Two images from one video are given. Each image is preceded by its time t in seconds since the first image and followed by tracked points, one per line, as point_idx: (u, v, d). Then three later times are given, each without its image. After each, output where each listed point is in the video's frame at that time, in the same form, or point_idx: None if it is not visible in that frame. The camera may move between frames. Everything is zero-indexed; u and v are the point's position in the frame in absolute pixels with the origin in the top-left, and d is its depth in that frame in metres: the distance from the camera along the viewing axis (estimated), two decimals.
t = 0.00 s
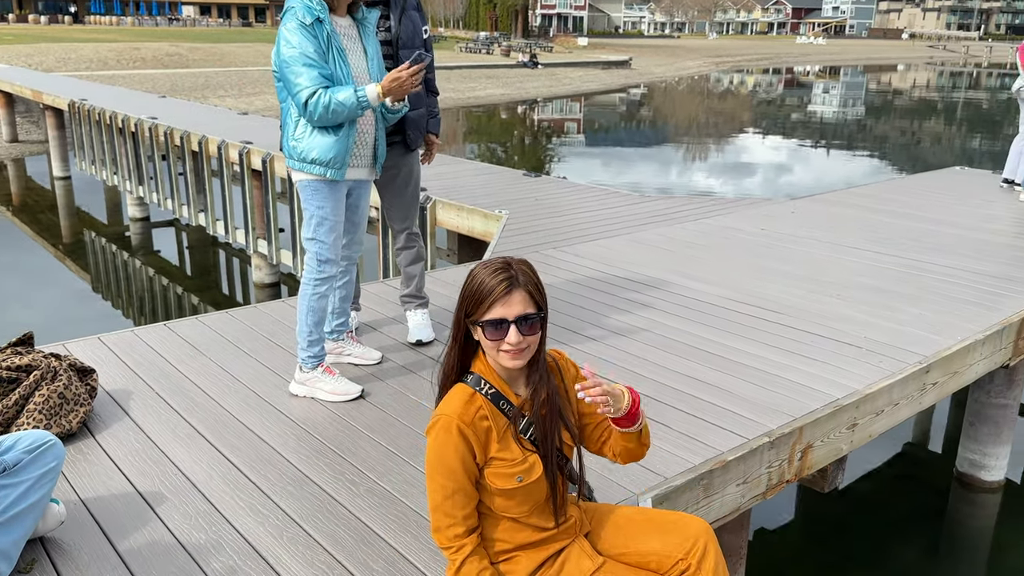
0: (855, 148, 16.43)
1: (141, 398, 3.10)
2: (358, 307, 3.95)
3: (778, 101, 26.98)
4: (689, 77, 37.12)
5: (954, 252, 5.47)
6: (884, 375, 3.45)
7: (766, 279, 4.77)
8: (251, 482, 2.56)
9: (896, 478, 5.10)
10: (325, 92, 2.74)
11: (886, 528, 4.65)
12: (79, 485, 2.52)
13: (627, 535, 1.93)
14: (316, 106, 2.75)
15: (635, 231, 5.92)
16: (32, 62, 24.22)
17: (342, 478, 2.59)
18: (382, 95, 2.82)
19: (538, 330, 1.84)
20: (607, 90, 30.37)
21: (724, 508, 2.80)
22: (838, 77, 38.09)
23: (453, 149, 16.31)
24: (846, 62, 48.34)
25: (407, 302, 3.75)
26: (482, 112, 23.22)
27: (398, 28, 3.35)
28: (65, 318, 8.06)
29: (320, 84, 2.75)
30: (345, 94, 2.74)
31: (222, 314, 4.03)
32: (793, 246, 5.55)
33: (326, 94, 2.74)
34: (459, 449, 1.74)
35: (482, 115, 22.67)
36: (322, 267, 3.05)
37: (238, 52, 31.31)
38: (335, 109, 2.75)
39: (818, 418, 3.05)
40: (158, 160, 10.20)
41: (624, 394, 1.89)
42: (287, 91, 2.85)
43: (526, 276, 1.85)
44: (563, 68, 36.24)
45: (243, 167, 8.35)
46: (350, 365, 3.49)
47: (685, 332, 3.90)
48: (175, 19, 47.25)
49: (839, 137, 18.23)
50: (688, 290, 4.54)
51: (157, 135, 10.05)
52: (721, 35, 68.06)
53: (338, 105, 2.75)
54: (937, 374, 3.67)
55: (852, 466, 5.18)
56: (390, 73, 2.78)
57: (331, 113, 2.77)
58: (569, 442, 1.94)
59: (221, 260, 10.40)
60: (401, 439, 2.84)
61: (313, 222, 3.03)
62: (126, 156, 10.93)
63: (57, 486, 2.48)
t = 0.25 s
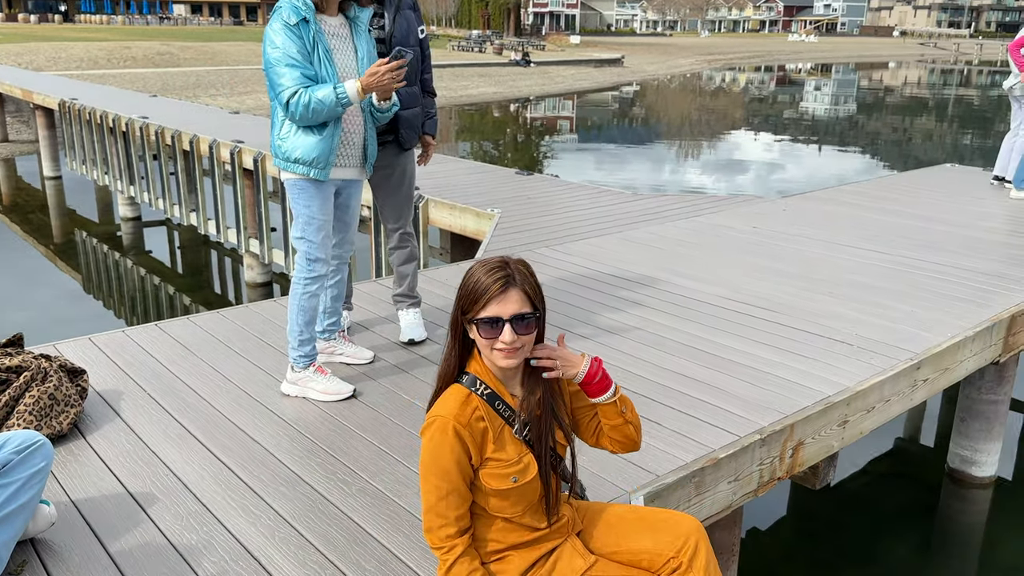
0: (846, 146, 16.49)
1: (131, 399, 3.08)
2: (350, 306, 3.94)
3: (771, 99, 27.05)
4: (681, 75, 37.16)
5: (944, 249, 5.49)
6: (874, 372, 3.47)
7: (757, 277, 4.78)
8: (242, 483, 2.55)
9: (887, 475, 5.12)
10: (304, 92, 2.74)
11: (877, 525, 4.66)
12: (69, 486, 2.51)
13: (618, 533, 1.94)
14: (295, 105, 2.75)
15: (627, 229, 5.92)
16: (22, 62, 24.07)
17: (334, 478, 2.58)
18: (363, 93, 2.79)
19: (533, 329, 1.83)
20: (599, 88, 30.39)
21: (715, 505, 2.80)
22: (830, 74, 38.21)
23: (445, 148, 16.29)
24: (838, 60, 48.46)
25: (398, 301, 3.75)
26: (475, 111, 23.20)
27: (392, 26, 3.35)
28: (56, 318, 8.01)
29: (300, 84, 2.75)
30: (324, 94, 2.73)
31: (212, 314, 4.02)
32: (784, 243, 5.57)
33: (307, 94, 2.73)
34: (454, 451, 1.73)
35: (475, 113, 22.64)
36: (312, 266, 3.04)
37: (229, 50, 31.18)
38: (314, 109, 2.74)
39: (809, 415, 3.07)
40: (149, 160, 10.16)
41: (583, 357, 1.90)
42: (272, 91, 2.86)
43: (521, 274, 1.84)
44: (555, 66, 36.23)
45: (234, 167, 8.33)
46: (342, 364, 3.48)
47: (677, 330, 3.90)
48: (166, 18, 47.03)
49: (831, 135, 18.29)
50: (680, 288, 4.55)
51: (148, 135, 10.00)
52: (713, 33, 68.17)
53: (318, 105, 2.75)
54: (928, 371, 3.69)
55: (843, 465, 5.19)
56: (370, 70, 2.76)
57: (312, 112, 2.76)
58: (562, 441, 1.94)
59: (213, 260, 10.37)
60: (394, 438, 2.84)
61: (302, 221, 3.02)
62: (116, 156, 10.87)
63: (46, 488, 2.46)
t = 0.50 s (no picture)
0: (845, 146, 16.50)
1: (132, 400, 3.09)
2: (350, 308, 3.94)
3: (771, 99, 27.05)
4: (682, 76, 37.16)
5: (944, 249, 5.49)
6: (874, 372, 3.47)
7: (757, 277, 4.78)
8: (243, 484, 2.55)
9: (888, 474, 5.12)
10: (294, 93, 2.76)
11: (877, 526, 4.66)
12: (70, 487, 2.51)
13: (618, 534, 1.94)
14: (284, 106, 2.78)
15: (627, 230, 5.93)
16: (22, 64, 24.08)
17: (335, 479, 2.59)
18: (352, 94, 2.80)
19: (495, 330, 1.78)
20: (600, 89, 30.39)
21: (715, 505, 2.80)
22: (830, 75, 38.21)
23: (446, 149, 16.29)
24: (838, 60, 48.45)
25: (398, 303, 3.75)
26: (475, 112, 23.21)
27: (398, 27, 3.36)
28: (56, 320, 8.02)
29: (291, 84, 2.77)
30: (312, 94, 2.75)
31: (213, 315, 4.03)
32: (784, 244, 5.57)
33: (295, 95, 2.75)
34: (455, 447, 1.73)
35: (475, 114, 22.65)
36: (311, 266, 3.06)
37: (230, 52, 31.18)
38: (302, 110, 2.77)
39: (809, 416, 3.07)
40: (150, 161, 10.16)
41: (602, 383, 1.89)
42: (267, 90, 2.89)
43: (485, 276, 1.81)
44: (556, 67, 36.24)
45: (235, 168, 8.34)
46: (342, 365, 3.48)
47: (677, 330, 3.91)
48: (167, 20, 47.05)
49: (831, 135, 18.29)
50: (680, 288, 4.56)
51: (148, 136, 10.01)
52: (712, 34, 68.18)
53: (306, 106, 2.76)
54: (928, 371, 3.69)
55: (843, 465, 5.19)
56: (358, 71, 2.76)
57: (300, 113, 2.79)
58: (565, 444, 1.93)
59: (213, 261, 10.37)
60: (394, 440, 2.84)
61: (299, 222, 3.05)
62: (117, 157, 10.88)
63: (47, 489, 2.47)
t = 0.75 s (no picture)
0: (855, 149, 16.44)
1: (143, 402, 3.11)
2: (359, 311, 3.96)
3: (780, 103, 26.97)
4: (690, 79, 37.12)
5: (953, 252, 5.47)
6: (883, 377, 3.45)
7: (765, 281, 4.78)
8: (252, 486, 2.56)
9: (897, 478, 5.10)
10: (290, 91, 2.79)
11: (887, 530, 4.64)
12: (81, 488, 2.53)
13: (628, 537, 1.94)
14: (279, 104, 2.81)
15: (635, 233, 5.93)
16: (35, 68, 24.25)
17: (343, 481, 2.59)
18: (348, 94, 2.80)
19: (494, 332, 1.79)
20: (608, 92, 30.39)
21: (724, 509, 2.80)
22: (840, 77, 38.08)
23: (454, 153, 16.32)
24: (848, 63, 48.27)
25: (408, 305, 3.77)
26: (484, 115, 23.24)
27: (413, 32, 3.41)
28: (67, 322, 8.06)
29: (288, 83, 2.81)
30: (308, 92, 2.77)
31: (223, 318, 4.05)
32: (793, 247, 5.56)
33: (289, 93, 2.78)
34: (459, 446, 1.74)
35: (484, 118, 22.68)
36: (313, 269, 3.07)
37: (240, 56, 31.32)
38: (296, 108, 2.79)
39: (818, 420, 3.06)
40: (161, 165, 10.22)
41: (627, 422, 1.90)
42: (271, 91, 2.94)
43: (484, 280, 1.82)
44: (564, 71, 36.26)
45: (245, 171, 8.39)
46: (350, 368, 3.49)
47: (685, 334, 3.90)
48: (177, 25, 47.31)
49: (840, 138, 18.23)
50: (689, 292, 4.56)
51: (159, 140, 10.07)
52: (721, 37, 68.08)
53: (298, 105, 2.79)
54: (938, 375, 3.67)
55: (852, 469, 5.17)
56: (352, 71, 2.76)
57: (294, 111, 2.81)
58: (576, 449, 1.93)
59: (223, 264, 10.42)
60: (403, 443, 2.85)
61: (301, 225, 3.06)
62: (128, 161, 10.95)
63: (58, 491, 2.49)
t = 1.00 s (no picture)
0: (875, 155, 16.30)
1: (163, 406, 3.14)
2: (378, 316, 3.98)
3: (799, 108, 26.80)
4: (708, 85, 36.98)
5: (976, 260, 5.41)
6: (904, 385, 3.42)
7: (784, 288, 4.75)
8: (272, 490, 2.58)
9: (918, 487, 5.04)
10: (290, 81, 2.80)
11: (907, 540, 4.59)
12: (102, 491, 2.56)
13: (646, 546, 1.93)
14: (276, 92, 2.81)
15: (653, 239, 5.92)
16: (59, 74, 24.58)
17: (361, 487, 2.61)
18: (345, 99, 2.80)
19: (511, 339, 1.80)
20: (626, 98, 30.34)
21: (742, 517, 2.79)
22: (860, 83, 37.79)
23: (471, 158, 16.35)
24: (868, 68, 47.90)
25: (425, 311, 3.78)
26: (501, 121, 23.28)
27: (438, 42, 3.45)
28: (88, 326, 8.15)
29: (290, 74, 2.82)
30: (307, 86, 2.78)
31: (243, 323, 4.08)
32: (812, 254, 5.52)
33: (287, 82, 2.80)
34: (476, 451, 1.75)
35: (501, 123, 22.72)
36: (331, 275, 3.08)
37: (259, 63, 31.56)
38: (290, 98, 2.79)
39: (837, 429, 3.03)
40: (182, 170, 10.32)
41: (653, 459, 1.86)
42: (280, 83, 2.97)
43: (501, 286, 1.83)
44: (582, 76, 36.25)
45: (265, 177, 8.47)
46: (369, 373, 3.51)
47: (703, 341, 3.89)
48: (198, 31, 47.78)
49: (860, 143, 18.08)
50: (708, 298, 4.54)
51: (180, 145, 10.18)
52: (739, 42, 67.79)
53: (292, 96, 2.79)
54: (959, 384, 3.63)
55: (872, 477, 5.13)
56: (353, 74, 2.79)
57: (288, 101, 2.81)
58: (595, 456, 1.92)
59: (243, 268, 10.51)
60: (421, 448, 2.86)
61: (319, 231, 3.08)
62: (150, 166, 11.06)
63: (80, 494, 2.52)
